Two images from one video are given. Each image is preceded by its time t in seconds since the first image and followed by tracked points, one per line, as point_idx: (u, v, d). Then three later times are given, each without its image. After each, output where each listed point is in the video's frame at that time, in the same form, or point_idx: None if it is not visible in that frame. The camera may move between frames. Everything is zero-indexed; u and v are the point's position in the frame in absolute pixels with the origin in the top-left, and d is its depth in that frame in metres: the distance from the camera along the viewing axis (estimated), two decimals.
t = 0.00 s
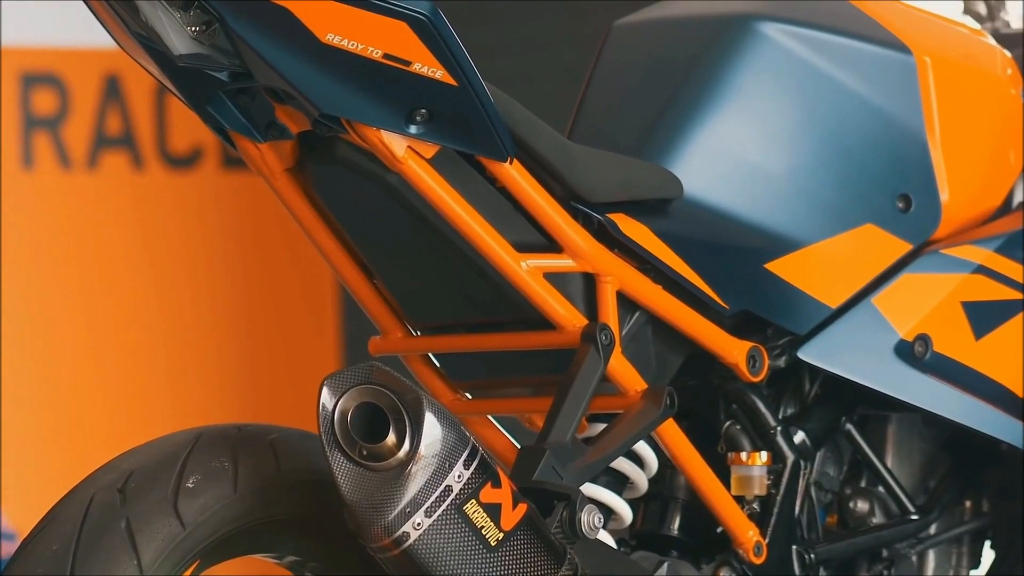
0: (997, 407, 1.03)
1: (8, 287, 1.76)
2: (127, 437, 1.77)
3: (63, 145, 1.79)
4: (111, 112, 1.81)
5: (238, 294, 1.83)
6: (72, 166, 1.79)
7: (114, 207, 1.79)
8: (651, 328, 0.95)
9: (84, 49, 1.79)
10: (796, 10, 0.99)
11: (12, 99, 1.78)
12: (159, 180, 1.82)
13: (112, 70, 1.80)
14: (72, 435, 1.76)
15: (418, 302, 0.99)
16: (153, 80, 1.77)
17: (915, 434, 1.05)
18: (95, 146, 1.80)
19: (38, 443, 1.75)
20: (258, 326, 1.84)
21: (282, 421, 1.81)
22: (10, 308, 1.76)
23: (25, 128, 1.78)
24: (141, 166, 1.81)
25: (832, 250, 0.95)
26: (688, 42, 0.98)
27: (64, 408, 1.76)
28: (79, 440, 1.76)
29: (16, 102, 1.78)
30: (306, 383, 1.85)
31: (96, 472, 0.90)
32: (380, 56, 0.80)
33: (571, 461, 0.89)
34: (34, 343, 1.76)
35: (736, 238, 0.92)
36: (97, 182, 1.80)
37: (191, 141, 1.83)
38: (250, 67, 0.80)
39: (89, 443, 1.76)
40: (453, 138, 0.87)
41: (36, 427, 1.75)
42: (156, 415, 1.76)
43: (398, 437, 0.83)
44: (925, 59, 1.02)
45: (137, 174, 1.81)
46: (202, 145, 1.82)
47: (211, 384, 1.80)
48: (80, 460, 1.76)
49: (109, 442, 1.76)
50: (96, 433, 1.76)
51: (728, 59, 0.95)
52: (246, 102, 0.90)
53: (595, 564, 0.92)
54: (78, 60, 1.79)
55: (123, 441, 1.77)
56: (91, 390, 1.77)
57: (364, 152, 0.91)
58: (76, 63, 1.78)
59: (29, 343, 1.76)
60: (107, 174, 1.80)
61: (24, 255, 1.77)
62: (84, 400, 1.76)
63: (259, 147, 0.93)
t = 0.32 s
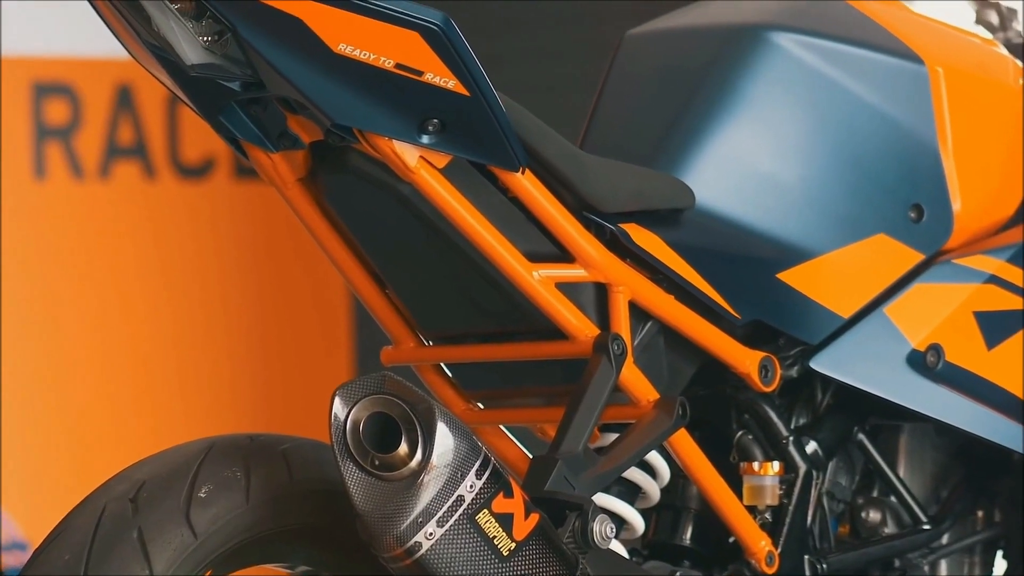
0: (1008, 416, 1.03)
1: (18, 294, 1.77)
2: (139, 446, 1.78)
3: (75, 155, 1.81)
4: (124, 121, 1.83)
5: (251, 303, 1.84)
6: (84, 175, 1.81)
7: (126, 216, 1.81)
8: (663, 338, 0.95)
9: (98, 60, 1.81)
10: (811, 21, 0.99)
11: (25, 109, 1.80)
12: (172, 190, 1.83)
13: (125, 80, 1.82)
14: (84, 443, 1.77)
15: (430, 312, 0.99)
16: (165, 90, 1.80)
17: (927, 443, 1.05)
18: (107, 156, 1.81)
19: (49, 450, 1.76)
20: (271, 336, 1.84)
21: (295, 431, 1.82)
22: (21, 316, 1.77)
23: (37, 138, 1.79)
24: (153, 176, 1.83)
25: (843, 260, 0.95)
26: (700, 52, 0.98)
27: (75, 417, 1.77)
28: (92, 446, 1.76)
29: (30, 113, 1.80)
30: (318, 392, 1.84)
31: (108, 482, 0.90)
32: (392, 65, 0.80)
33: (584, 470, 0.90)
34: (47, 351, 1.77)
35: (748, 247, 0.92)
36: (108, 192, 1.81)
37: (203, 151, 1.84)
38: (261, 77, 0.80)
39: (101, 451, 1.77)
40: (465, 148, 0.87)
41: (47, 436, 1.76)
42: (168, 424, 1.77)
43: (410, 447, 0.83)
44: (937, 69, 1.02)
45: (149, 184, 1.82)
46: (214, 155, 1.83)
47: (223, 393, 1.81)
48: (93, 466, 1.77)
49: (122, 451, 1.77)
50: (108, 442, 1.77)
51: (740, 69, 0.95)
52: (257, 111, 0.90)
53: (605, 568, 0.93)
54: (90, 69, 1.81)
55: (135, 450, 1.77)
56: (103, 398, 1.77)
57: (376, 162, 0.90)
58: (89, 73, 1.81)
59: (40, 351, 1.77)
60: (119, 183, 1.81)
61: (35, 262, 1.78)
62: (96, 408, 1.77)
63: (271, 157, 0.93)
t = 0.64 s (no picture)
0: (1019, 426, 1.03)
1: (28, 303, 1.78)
2: (151, 456, 1.78)
3: (89, 166, 1.82)
4: (138, 132, 1.84)
5: (263, 312, 1.84)
6: (98, 187, 1.82)
7: (140, 226, 1.82)
8: (677, 349, 0.95)
9: (112, 72, 1.82)
10: (825, 32, 0.99)
11: (39, 119, 1.81)
12: (185, 200, 1.84)
13: (139, 91, 1.83)
14: (95, 455, 1.77)
15: (444, 324, 0.98)
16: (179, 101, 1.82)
17: (941, 454, 1.06)
18: (121, 167, 1.83)
19: (61, 461, 1.77)
20: (283, 345, 1.85)
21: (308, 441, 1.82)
22: (30, 325, 1.77)
23: (51, 148, 1.81)
24: (168, 188, 1.84)
25: (857, 272, 0.95)
26: (714, 63, 0.98)
27: (88, 428, 1.77)
28: (104, 458, 1.77)
29: (43, 124, 1.81)
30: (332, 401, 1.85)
31: (122, 494, 0.91)
32: (406, 77, 0.81)
33: (597, 481, 0.89)
34: (58, 362, 1.78)
35: (762, 259, 0.92)
36: (122, 203, 1.82)
37: (217, 162, 1.86)
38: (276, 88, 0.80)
39: (112, 462, 1.77)
40: (479, 159, 0.87)
41: (59, 446, 1.76)
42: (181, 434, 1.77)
43: (424, 458, 0.83)
44: (951, 80, 1.02)
45: (163, 195, 1.83)
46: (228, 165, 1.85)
47: (237, 403, 1.82)
48: (104, 477, 1.77)
49: (134, 462, 1.77)
50: (120, 452, 1.77)
51: (754, 81, 0.95)
52: (272, 122, 0.90)
53: None
54: (104, 80, 1.82)
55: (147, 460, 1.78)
56: (115, 409, 1.78)
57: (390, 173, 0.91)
58: (102, 84, 1.82)
59: (52, 362, 1.77)
60: (133, 193, 1.83)
61: (46, 272, 1.79)
62: (107, 419, 1.78)
63: (285, 168, 0.93)
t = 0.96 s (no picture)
0: None
1: (40, 312, 1.81)
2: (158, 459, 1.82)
3: (102, 177, 1.87)
4: (151, 145, 1.90)
5: (274, 326, 1.90)
6: (111, 199, 1.87)
7: (150, 240, 1.87)
8: (691, 360, 0.95)
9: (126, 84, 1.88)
10: (838, 43, 0.99)
11: (54, 132, 1.86)
12: (198, 213, 1.90)
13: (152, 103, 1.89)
14: (104, 467, 1.80)
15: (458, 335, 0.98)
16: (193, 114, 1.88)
17: (955, 466, 1.07)
18: (135, 179, 1.88)
19: (69, 475, 1.79)
20: (290, 355, 1.90)
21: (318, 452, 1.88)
22: (42, 335, 1.81)
23: (65, 160, 1.85)
24: (180, 199, 1.90)
25: (871, 283, 0.95)
26: (729, 73, 0.98)
27: (95, 432, 1.81)
28: (111, 471, 1.80)
29: (57, 136, 1.86)
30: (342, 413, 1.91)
31: (135, 506, 0.91)
32: (420, 88, 0.81)
33: (610, 493, 0.89)
34: (68, 375, 1.81)
35: (777, 270, 0.92)
36: (134, 214, 1.87)
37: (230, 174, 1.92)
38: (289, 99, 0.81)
39: (119, 476, 1.80)
40: (493, 170, 0.87)
41: (65, 457, 1.79)
42: (191, 448, 1.81)
43: (438, 469, 0.83)
44: (965, 92, 1.02)
45: (176, 207, 1.89)
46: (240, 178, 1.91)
47: (247, 416, 1.86)
48: (112, 491, 1.80)
49: (142, 474, 1.80)
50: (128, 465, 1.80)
51: (768, 91, 0.95)
52: (286, 134, 0.91)
53: None
54: (121, 94, 1.88)
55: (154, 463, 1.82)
56: (123, 423, 1.81)
57: (402, 184, 0.91)
58: (116, 97, 1.88)
59: (59, 370, 1.81)
60: (146, 206, 1.88)
61: (59, 283, 1.83)
62: (116, 432, 1.81)
63: (299, 179, 0.94)
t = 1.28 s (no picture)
0: None
1: (48, 322, 1.82)
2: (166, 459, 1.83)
3: (117, 188, 1.88)
4: (165, 156, 1.90)
5: (283, 335, 1.91)
6: (125, 210, 1.88)
7: (156, 249, 1.87)
8: (704, 372, 0.95)
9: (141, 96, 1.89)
10: (853, 55, 0.99)
11: (67, 143, 1.86)
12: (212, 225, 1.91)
13: (167, 114, 1.90)
14: (112, 477, 1.81)
15: (471, 346, 0.98)
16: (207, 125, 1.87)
17: (969, 478, 1.07)
18: (149, 190, 1.89)
19: (76, 478, 1.80)
20: (299, 353, 1.92)
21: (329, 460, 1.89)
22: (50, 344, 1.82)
23: (78, 171, 1.86)
24: (195, 212, 1.91)
25: (884, 294, 0.95)
26: (743, 87, 0.99)
27: (102, 435, 1.81)
28: (119, 481, 1.81)
29: (71, 146, 1.86)
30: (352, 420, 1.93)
31: (150, 517, 0.92)
32: (433, 99, 0.82)
33: (623, 504, 0.87)
34: (75, 386, 1.82)
35: (791, 281, 0.92)
36: (150, 224, 1.88)
37: (243, 185, 1.92)
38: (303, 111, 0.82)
39: (127, 483, 1.81)
40: (507, 181, 0.87)
41: (73, 460, 1.81)
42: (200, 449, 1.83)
43: (451, 481, 0.84)
44: (979, 103, 1.03)
45: (193, 218, 1.90)
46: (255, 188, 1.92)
47: (257, 426, 1.88)
48: (119, 496, 1.81)
49: (150, 479, 1.81)
50: (136, 476, 1.81)
51: (782, 104, 0.96)
52: (300, 145, 0.92)
53: None
54: (131, 102, 1.88)
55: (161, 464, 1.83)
56: (130, 432, 1.82)
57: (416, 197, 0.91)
58: (129, 107, 1.88)
59: (66, 374, 1.82)
60: (160, 218, 1.89)
61: (67, 293, 1.84)
62: (123, 442, 1.82)
63: (313, 190, 0.94)
